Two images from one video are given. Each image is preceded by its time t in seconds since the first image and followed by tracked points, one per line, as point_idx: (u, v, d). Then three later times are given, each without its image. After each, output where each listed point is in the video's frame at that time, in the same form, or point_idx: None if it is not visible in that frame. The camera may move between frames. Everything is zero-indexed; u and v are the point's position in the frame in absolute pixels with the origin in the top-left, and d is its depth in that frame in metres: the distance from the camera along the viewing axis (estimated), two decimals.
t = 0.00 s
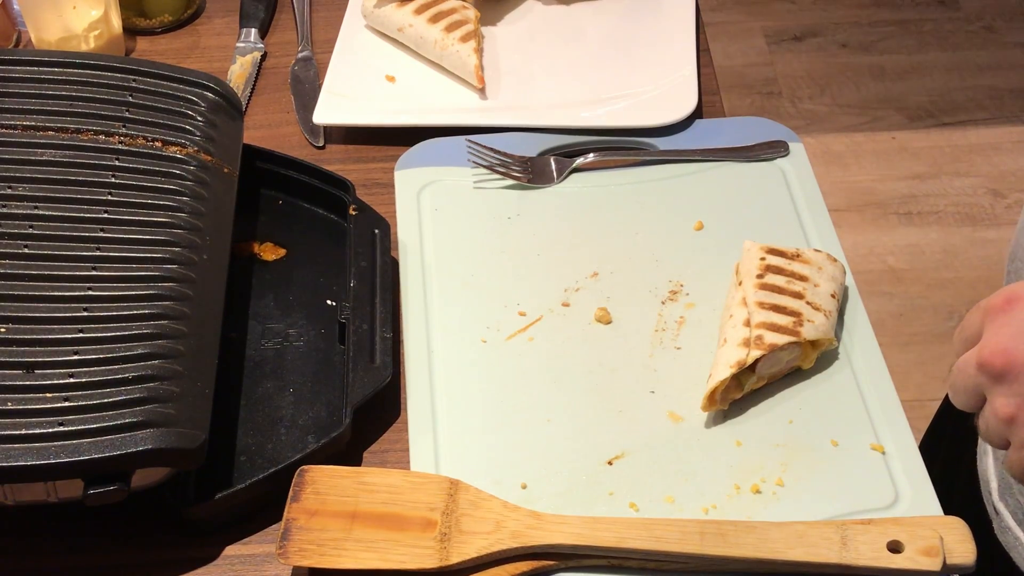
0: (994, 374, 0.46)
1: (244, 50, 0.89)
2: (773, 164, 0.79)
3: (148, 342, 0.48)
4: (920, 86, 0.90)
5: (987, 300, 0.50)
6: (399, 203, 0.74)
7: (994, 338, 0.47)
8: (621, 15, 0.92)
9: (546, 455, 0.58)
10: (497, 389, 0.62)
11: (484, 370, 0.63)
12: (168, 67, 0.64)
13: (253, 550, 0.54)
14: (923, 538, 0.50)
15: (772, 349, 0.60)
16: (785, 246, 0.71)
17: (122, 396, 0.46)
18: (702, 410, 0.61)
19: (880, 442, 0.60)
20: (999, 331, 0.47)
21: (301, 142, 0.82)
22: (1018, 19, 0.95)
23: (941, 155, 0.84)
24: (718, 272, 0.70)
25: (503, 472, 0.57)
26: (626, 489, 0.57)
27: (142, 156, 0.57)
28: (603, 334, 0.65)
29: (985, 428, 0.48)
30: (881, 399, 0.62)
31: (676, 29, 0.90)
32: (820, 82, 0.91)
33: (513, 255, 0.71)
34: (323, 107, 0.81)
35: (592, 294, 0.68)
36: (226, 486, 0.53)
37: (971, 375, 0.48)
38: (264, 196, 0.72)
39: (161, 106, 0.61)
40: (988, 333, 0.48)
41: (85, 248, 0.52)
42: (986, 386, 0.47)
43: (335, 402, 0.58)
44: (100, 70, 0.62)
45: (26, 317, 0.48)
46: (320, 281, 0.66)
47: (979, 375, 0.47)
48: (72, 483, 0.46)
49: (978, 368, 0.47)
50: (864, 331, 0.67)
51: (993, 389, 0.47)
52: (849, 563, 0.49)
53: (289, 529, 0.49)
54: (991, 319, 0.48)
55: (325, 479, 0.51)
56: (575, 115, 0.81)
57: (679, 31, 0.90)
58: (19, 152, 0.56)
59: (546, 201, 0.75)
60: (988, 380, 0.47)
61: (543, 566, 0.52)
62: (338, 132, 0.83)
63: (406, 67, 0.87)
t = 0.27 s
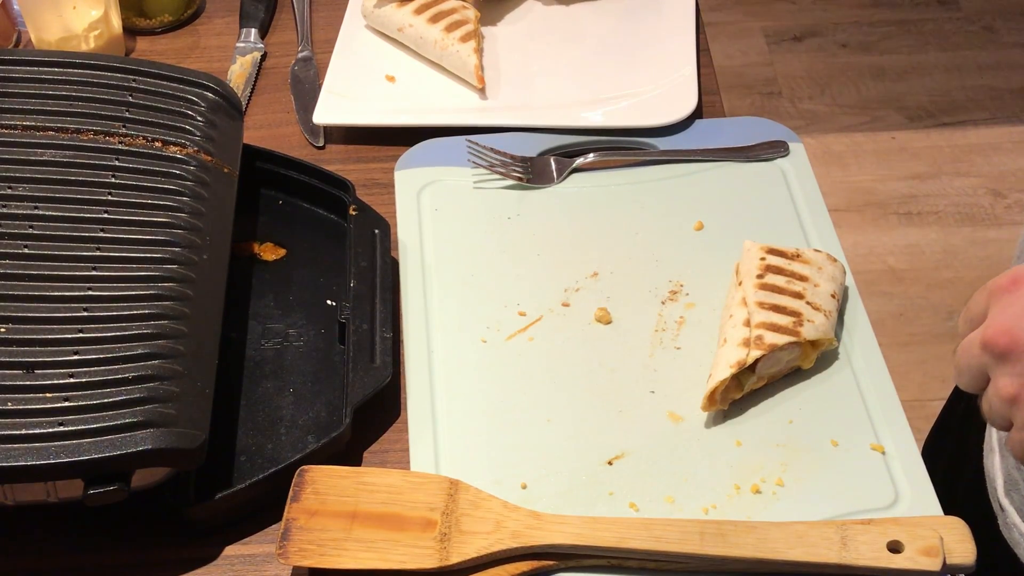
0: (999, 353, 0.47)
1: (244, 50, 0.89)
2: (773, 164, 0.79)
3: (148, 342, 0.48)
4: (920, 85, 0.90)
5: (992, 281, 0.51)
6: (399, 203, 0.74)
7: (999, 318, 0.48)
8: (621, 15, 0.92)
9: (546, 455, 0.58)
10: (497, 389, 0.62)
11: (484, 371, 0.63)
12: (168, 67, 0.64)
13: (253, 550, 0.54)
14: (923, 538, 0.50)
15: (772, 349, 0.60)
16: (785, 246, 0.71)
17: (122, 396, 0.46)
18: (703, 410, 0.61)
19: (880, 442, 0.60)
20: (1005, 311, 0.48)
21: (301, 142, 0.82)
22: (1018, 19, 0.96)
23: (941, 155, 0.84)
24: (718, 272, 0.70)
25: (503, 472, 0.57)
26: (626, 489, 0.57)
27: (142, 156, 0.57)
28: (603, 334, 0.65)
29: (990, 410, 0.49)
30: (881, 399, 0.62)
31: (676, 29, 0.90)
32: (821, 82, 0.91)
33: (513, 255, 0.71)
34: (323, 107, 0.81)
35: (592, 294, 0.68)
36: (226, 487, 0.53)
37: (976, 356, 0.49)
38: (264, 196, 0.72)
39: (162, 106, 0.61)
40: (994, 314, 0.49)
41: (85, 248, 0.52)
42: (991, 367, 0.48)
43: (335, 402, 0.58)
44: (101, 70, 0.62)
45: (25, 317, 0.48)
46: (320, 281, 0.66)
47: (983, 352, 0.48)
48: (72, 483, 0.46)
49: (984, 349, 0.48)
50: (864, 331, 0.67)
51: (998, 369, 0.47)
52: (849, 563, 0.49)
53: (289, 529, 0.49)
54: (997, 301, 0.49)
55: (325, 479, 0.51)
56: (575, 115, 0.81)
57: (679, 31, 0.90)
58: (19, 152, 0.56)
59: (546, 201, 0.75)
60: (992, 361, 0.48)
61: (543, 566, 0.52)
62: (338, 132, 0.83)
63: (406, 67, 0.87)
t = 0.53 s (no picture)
0: (1015, 347, 0.49)
1: (244, 50, 0.89)
2: (773, 164, 0.79)
3: (148, 342, 0.48)
4: (921, 85, 0.90)
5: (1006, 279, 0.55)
6: (399, 203, 0.74)
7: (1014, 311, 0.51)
8: (621, 15, 0.92)
9: (546, 456, 0.58)
10: (497, 389, 0.62)
11: (484, 371, 0.63)
12: (169, 67, 0.64)
13: (253, 550, 0.54)
14: (923, 538, 0.50)
15: (772, 349, 0.60)
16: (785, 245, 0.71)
17: (122, 396, 0.46)
18: (702, 410, 0.61)
19: (880, 442, 0.60)
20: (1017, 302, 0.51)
21: (301, 142, 0.82)
22: (1018, 18, 0.96)
23: (941, 155, 0.84)
24: (717, 272, 0.70)
25: (503, 472, 0.57)
26: (626, 489, 0.57)
27: (141, 156, 0.57)
28: (603, 334, 0.65)
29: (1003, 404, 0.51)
30: (881, 399, 0.62)
31: (676, 29, 0.90)
32: (821, 82, 0.91)
33: (513, 255, 0.71)
34: (323, 107, 0.81)
35: (592, 294, 0.68)
36: (226, 487, 0.53)
37: (989, 348, 0.52)
38: (264, 196, 0.72)
39: (162, 106, 0.61)
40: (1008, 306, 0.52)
41: (85, 248, 0.52)
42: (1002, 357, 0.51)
43: (335, 402, 0.58)
44: (101, 70, 0.62)
45: (26, 317, 0.48)
46: (320, 281, 0.66)
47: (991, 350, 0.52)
48: (72, 483, 0.46)
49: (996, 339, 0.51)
50: (864, 331, 0.67)
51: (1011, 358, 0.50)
52: (849, 563, 0.49)
53: (289, 529, 0.49)
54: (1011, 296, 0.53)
55: (325, 479, 0.51)
56: (574, 115, 0.82)
57: (679, 31, 0.90)
58: (19, 152, 0.56)
59: (546, 201, 0.75)
60: (1006, 352, 0.50)
61: (543, 566, 0.52)
62: (338, 132, 0.83)
63: (406, 67, 0.87)
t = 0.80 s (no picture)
0: None
1: (244, 50, 0.89)
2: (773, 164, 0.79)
3: (148, 342, 0.48)
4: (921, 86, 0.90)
5: None
6: (399, 202, 0.74)
7: None
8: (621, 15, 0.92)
9: (546, 456, 0.58)
10: (497, 389, 0.62)
11: (484, 371, 0.63)
12: (168, 67, 0.64)
13: (253, 550, 0.54)
14: (923, 538, 0.50)
15: (772, 349, 0.60)
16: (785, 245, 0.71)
17: (122, 396, 0.46)
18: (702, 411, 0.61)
19: (880, 442, 0.60)
20: None
21: (301, 142, 0.82)
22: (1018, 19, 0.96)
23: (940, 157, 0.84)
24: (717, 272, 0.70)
25: (503, 472, 0.57)
26: (626, 489, 0.57)
27: (141, 156, 0.57)
28: (603, 334, 0.65)
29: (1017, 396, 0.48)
30: (882, 399, 0.62)
31: (676, 29, 0.90)
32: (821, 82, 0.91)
33: (513, 255, 0.71)
34: (323, 107, 0.81)
35: (592, 294, 0.68)
36: (226, 486, 0.53)
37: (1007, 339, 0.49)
38: (264, 196, 0.72)
39: (162, 106, 0.61)
40: None
41: (85, 248, 0.52)
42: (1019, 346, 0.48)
43: (335, 402, 0.58)
44: (101, 70, 0.62)
45: (26, 317, 0.48)
46: (320, 281, 0.66)
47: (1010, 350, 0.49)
48: (72, 483, 0.46)
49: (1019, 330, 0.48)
50: (864, 330, 0.67)
51: None
52: (849, 563, 0.49)
53: (289, 529, 0.49)
54: None
55: (325, 479, 0.51)
56: (574, 115, 0.82)
57: (679, 31, 0.90)
58: (19, 152, 0.56)
59: (546, 201, 0.75)
60: None
61: (543, 566, 0.52)
62: (338, 132, 0.83)
63: (406, 67, 0.87)
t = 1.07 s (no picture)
0: None
1: (244, 50, 0.89)
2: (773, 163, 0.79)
3: (148, 342, 0.48)
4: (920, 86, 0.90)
5: None
6: (399, 202, 0.74)
7: None
8: (621, 15, 0.92)
9: (546, 456, 0.58)
10: (497, 389, 0.62)
11: (484, 371, 0.63)
12: (168, 67, 0.64)
13: (253, 550, 0.54)
14: (923, 538, 0.49)
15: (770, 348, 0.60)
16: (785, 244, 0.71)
17: (122, 396, 0.46)
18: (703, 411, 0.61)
19: (880, 441, 0.60)
20: None
21: (301, 142, 0.82)
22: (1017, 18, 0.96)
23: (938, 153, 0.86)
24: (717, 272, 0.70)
25: (503, 472, 0.57)
26: (626, 489, 0.57)
27: (142, 156, 0.57)
28: (603, 334, 0.65)
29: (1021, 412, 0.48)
30: (882, 399, 0.62)
31: (676, 28, 0.90)
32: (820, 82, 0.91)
33: (513, 255, 0.71)
34: (323, 107, 0.81)
35: (592, 294, 0.68)
36: (226, 487, 0.53)
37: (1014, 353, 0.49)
38: (264, 196, 0.72)
39: (162, 106, 0.61)
40: None
41: (86, 248, 0.52)
42: None
43: (336, 402, 0.58)
44: (101, 70, 0.62)
45: (26, 316, 0.48)
46: (320, 281, 0.66)
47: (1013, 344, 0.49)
48: (72, 483, 0.46)
49: None
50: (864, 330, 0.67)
51: None
52: (848, 563, 0.49)
53: (289, 529, 0.49)
54: None
55: (325, 479, 0.51)
56: (574, 115, 0.82)
57: (680, 31, 0.90)
58: (19, 152, 0.56)
59: (546, 201, 0.75)
60: None
61: (543, 566, 0.52)
62: (338, 132, 0.83)
63: (406, 67, 0.87)
